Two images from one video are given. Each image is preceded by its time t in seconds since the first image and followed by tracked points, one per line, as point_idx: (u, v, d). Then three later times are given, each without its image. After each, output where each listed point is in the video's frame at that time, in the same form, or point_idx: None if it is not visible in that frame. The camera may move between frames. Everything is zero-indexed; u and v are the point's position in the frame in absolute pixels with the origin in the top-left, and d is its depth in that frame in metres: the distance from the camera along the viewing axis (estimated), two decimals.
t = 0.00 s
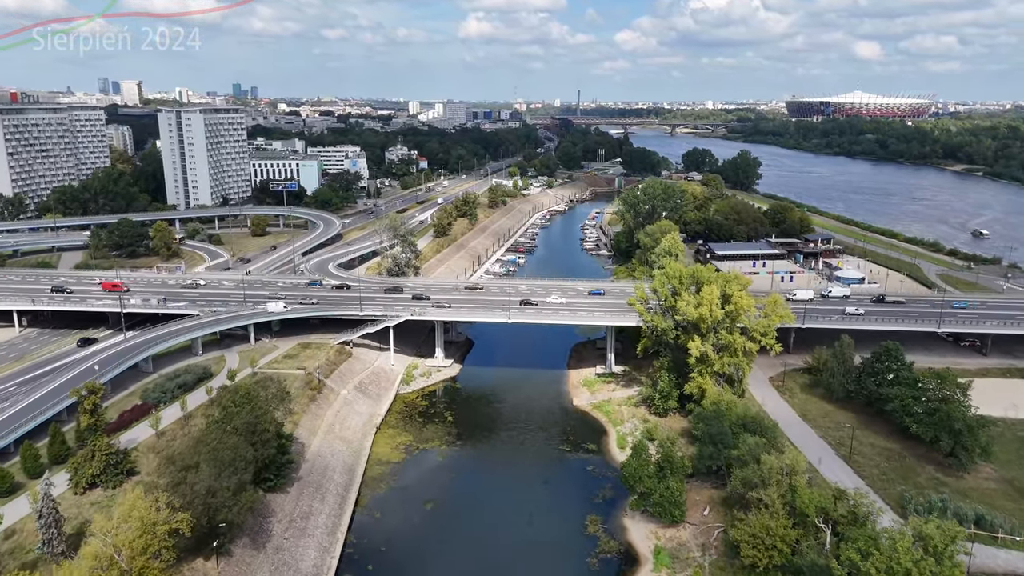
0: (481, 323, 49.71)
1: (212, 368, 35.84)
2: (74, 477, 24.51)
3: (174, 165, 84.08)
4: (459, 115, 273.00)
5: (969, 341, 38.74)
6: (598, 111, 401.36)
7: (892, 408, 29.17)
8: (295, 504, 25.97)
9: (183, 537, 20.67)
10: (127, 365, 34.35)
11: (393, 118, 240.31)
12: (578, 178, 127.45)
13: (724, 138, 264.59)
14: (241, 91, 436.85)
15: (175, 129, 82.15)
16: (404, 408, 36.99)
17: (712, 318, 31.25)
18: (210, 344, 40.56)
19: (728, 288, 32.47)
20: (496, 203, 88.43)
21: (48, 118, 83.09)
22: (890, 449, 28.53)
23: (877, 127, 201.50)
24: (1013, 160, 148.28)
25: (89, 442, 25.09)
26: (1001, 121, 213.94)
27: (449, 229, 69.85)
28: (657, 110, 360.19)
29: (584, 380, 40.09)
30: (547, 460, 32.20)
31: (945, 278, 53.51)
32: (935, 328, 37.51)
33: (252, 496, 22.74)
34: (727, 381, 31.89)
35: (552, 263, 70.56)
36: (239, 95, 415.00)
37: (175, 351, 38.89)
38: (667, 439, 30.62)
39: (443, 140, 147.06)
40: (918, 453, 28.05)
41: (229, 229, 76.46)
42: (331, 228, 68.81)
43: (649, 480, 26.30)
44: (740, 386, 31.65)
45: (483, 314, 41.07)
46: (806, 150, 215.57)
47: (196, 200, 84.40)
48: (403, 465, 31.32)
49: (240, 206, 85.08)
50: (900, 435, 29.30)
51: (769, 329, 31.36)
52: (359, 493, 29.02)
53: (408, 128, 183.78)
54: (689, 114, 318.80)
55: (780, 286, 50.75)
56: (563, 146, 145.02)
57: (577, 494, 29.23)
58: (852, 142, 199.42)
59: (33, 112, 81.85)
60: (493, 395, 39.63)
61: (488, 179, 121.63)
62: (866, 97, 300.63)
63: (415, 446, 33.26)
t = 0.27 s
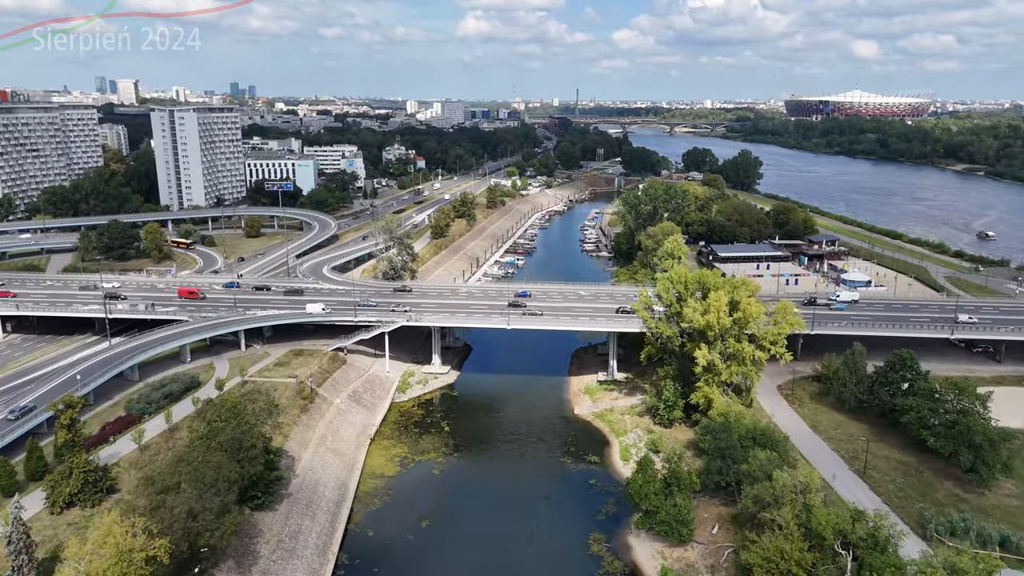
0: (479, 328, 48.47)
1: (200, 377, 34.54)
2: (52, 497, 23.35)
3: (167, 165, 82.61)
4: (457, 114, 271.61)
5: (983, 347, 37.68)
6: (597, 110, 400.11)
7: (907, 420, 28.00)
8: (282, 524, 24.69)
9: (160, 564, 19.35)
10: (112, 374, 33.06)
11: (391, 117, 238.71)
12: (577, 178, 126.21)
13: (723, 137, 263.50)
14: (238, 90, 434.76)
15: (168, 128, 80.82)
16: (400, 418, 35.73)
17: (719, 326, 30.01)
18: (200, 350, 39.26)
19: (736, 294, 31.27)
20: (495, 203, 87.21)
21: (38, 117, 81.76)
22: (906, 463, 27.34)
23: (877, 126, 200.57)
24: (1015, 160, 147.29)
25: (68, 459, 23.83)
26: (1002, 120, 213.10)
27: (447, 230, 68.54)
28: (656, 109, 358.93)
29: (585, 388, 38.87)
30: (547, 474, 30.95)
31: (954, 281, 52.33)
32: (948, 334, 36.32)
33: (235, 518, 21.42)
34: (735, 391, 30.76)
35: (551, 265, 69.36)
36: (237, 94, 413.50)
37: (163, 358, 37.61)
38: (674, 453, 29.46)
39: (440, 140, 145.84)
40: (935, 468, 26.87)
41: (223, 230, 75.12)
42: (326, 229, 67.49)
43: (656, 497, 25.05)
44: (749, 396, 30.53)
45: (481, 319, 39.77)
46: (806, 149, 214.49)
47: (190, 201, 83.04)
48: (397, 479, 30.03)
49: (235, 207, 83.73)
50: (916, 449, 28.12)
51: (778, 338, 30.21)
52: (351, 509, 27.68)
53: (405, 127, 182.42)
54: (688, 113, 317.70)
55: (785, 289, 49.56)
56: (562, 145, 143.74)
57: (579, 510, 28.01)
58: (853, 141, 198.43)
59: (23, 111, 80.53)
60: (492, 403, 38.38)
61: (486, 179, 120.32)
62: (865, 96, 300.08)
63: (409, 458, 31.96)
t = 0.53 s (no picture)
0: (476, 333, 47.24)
1: (187, 387, 33.30)
2: (26, 518, 22.12)
3: (159, 165, 81.22)
4: (455, 113, 270.14)
5: (996, 355, 36.44)
6: (595, 109, 398.75)
7: (924, 434, 26.87)
8: (270, 545, 23.44)
9: None
10: (96, 384, 31.81)
11: (389, 116, 237.20)
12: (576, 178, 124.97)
13: (723, 136, 262.39)
14: (236, 90, 433.06)
15: (160, 127, 79.45)
16: (395, 428, 34.47)
17: (727, 334, 28.78)
18: (188, 358, 37.98)
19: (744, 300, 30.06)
20: (493, 204, 86.00)
21: (29, 117, 80.36)
22: (923, 479, 26.19)
23: (878, 126, 199.45)
24: (1017, 159, 146.23)
25: (44, 478, 22.60)
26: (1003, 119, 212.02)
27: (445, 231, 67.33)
28: (655, 109, 357.79)
29: (586, 396, 37.67)
30: (548, 487, 29.72)
31: (962, 284, 51.17)
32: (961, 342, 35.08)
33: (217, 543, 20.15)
34: (742, 402, 29.57)
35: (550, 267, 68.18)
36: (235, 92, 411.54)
37: (150, 366, 36.35)
38: (681, 469, 28.34)
39: (438, 139, 144.53)
40: (954, 484, 25.69)
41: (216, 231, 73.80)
42: (321, 231, 66.21)
43: (663, 516, 23.83)
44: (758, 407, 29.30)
45: (479, 325, 38.53)
46: (806, 148, 213.39)
47: (183, 201, 81.70)
48: (391, 494, 28.78)
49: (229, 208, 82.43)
50: (933, 463, 26.96)
51: (788, 347, 28.91)
52: (342, 528, 26.40)
53: (403, 126, 181.04)
54: (687, 112, 316.51)
55: (791, 293, 48.40)
56: (561, 145, 142.45)
57: (581, 528, 26.75)
58: (853, 141, 197.42)
59: (13, 110, 79.16)
60: (490, 411, 37.15)
61: (485, 179, 119.03)
62: (864, 95, 299.03)
63: (404, 471, 30.71)
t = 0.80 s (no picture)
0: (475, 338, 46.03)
1: (175, 397, 32.05)
2: None
3: (152, 165, 79.83)
4: (454, 112, 268.76)
5: (1009, 362, 35.10)
6: (594, 109, 397.48)
7: (943, 448, 25.73)
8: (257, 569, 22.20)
9: None
10: (79, 394, 30.56)
11: (387, 115, 235.83)
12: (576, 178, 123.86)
13: (722, 136, 261.28)
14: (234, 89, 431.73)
15: (153, 127, 78.09)
16: (390, 439, 33.24)
17: (736, 344, 27.53)
18: (177, 366, 36.71)
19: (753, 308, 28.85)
20: (492, 205, 84.79)
21: (20, 116, 78.99)
22: (942, 496, 25.05)
23: (878, 125, 198.36)
24: (1019, 160, 145.14)
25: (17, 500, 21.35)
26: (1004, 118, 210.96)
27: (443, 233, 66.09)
28: (654, 108, 356.58)
29: (588, 406, 36.46)
30: (549, 502, 28.49)
31: (972, 287, 50.00)
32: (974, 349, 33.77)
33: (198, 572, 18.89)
34: (752, 414, 28.37)
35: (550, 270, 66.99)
36: (233, 92, 410.33)
37: (137, 375, 35.08)
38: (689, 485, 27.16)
39: (437, 138, 143.26)
40: (974, 502, 24.51)
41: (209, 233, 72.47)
42: (316, 232, 64.95)
43: (672, 537, 22.60)
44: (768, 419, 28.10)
45: (477, 332, 37.30)
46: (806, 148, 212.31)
47: (177, 202, 80.36)
48: (386, 511, 27.55)
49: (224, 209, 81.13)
50: (952, 479, 25.81)
51: (800, 358, 27.62)
52: (334, 548, 25.15)
53: (401, 126, 179.72)
54: (686, 112, 315.34)
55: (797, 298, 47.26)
56: (560, 144, 141.19)
57: (585, 547, 25.52)
58: (853, 140, 196.41)
59: (4, 109, 77.79)
60: (489, 420, 35.95)
61: (483, 179, 117.86)
62: (864, 94, 298.05)
63: (399, 485, 29.47)
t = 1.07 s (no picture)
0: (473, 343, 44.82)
1: (161, 409, 30.79)
2: None
3: (145, 166, 78.46)
4: (452, 111, 267.33)
5: None
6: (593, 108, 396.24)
7: (963, 463, 24.59)
8: None
9: None
10: (60, 406, 29.29)
11: (385, 115, 234.35)
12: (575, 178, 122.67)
13: (722, 135, 260.15)
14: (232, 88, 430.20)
15: (146, 127, 76.70)
16: (386, 452, 32.02)
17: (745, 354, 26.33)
18: (165, 375, 35.41)
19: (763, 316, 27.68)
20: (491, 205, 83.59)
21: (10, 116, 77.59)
22: (963, 514, 23.92)
23: (879, 124, 197.28)
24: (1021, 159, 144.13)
25: None
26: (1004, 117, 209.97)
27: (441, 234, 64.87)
28: (652, 107, 356.07)
29: (590, 415, 35.27)
30: (551, 519, 27.28)
31: (981, 291, 48.85)
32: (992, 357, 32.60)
33: None
34: (762, 427, 27.17)
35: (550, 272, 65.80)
36: (230, 91, 408.51)
37: (123, 385, 33.80)
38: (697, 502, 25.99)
39: (435, 138, 141.93)
40: (998, 521, 23.36)
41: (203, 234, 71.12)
42: (312, 233, 63.72)
43: (682, 560, 21.39)
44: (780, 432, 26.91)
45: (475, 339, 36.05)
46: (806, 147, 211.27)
47: (170, 203, 78.98)
48: (381, 529, 26.33)
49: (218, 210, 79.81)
50: (973, 496, 24.67)
51: (813, 368, 26.42)
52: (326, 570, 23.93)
53: (399, 125, 178.39)
54: (685, 111, 314.17)
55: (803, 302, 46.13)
56: (559, 144, 139.96)
57: (589, 568, 24.31)
58: (854, 139, 195.33)
59: None
60: (489, 430, 34.74)
61: (482, 179, 116.60)
62: (863, 93, 297.07)
63: (394, 501, 28.25)
